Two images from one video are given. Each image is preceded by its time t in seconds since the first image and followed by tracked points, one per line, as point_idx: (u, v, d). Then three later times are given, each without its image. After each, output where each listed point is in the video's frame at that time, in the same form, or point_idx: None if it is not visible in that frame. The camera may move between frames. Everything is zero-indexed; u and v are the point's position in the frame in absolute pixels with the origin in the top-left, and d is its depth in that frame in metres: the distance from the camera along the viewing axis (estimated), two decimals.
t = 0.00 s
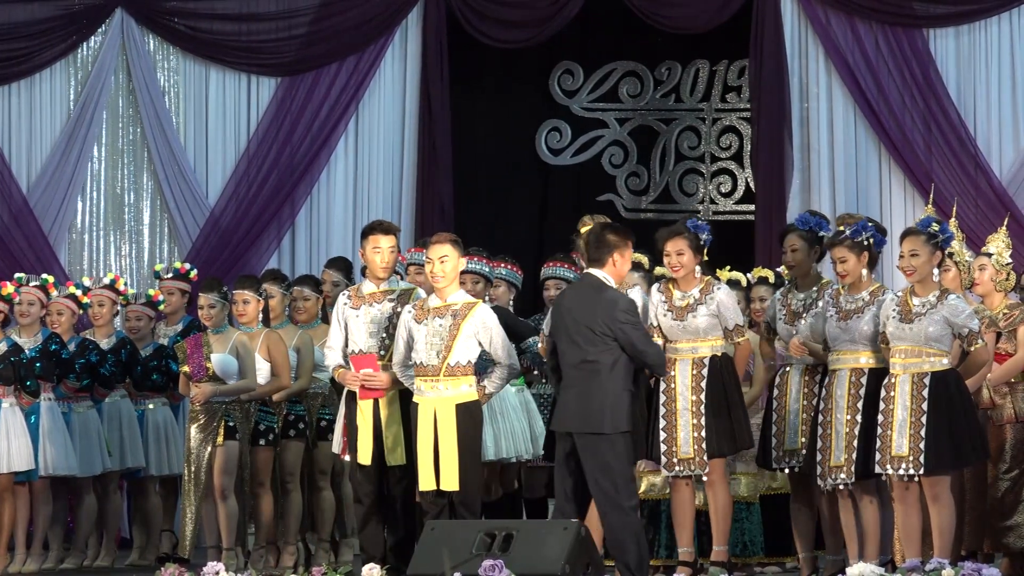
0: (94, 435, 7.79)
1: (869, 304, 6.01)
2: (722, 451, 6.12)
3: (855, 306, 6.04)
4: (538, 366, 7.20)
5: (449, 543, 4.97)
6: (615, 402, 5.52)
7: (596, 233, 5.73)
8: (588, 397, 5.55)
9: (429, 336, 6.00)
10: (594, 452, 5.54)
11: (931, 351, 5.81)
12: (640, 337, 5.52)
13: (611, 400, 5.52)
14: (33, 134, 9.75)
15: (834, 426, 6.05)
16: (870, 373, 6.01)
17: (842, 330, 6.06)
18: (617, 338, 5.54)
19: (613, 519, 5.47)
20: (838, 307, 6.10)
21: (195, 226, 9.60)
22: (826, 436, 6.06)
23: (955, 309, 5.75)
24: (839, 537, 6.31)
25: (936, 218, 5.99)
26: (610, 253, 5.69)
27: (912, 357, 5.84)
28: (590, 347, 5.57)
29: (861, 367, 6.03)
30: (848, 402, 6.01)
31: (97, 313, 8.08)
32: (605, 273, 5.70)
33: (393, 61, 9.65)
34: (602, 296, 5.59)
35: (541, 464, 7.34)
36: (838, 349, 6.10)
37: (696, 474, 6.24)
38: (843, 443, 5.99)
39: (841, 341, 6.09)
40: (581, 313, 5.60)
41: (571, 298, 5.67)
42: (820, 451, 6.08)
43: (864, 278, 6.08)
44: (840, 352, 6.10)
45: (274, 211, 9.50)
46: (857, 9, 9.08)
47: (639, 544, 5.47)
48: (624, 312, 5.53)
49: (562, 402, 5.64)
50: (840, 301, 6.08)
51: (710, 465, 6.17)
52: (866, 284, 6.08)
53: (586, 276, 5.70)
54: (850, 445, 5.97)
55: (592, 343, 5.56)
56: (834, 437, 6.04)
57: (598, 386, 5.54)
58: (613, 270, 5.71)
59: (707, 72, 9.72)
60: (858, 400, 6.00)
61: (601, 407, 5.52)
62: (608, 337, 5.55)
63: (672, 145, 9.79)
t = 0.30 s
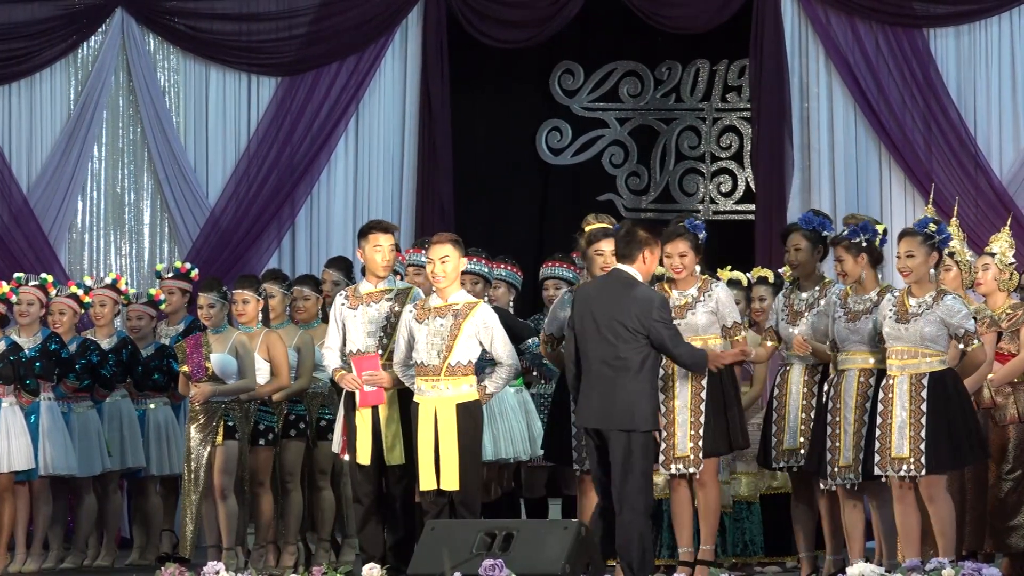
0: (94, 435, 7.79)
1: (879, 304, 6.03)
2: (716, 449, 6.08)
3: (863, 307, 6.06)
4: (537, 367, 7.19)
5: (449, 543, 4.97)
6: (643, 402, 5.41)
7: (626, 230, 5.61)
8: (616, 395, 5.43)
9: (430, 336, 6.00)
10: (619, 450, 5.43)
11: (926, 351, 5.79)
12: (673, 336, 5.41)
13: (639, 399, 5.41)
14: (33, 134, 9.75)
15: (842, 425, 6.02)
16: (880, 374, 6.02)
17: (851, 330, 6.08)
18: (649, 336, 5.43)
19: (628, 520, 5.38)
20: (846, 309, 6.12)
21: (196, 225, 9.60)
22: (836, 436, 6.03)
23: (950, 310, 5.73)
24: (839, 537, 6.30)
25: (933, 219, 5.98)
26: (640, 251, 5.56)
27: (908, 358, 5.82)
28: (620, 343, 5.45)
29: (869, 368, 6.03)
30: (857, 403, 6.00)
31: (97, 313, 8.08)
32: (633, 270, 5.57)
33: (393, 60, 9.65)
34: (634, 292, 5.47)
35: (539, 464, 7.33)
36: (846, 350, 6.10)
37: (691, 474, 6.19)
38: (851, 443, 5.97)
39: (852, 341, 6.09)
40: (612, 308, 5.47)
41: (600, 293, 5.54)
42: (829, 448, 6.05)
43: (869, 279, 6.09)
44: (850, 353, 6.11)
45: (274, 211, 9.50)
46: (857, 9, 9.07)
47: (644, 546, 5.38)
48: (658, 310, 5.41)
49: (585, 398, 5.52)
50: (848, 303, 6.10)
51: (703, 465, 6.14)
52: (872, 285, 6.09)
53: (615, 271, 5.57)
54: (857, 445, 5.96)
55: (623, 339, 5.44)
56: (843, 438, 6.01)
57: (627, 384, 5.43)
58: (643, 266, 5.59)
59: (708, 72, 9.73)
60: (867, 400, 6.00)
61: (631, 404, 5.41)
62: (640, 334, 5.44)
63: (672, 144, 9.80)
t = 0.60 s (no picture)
0: (94, 434, 7.78)
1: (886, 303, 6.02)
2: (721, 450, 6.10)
3: (870, 307, 6.04)
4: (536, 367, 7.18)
5: (448, 544, 4.96)
6: (662, 401, 5.37)
7: (636, 228, 5.55)
8: (633, 393, 5.38)
9: (430, 336, 5.99)
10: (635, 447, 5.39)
11: (932, 351, 5.77)
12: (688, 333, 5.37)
13: (658, 399, 5.37)
14: (33, 134, 9.75)
15: (854, 422, 6.02)
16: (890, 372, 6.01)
17: (858, 330, 6.06)
18: (668, 334, 5.39)
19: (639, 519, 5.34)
20: (853, 309, 6.09)
21: (195, 225, 9.60)
22: (847, 435, 6.03)
23: (956, 309, 5.70)
24: (839, 537, 6.29)
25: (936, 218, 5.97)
26: (650, 249, 5.50)
27: (912, 357, 5.81)
28: (638, 343, 5.40)
29: (879, 367, 6.01)
30: (869, 401, 6.00)
31: (98, 313, 8.07)
32: (646, 270, 5.51)
33: (393, 60, 9.65)
34: (651, 290, 5.42)
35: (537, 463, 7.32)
36: (855, 350, 6.08)
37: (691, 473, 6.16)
38: (867, 442, 5.99)
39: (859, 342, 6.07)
40: (629, 307, 5.42)
41: (615, 292, 5.48)
42: (841, 448, 6.04)
43: (875, 278, 6.08)
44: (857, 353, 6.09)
45: (274, 210, 9.50)
46: (857, 9, 9.07)
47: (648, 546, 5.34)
48: (677, 309, 5.37)
49: (601, 398, 5.45)
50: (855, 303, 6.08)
51: (708, 465, 6.15)
52: (878, 285, 6.08)
53: (630, 271, 5.51)
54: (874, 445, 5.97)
55: (641, 339, 5.39)
56: (856, 436, 6.00)
57: (645, 382, 5.38)
58: (655, 265, 5.52)
59: (708, 72, 9.73)
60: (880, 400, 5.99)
61: (649, 402, 5.37)
62: (657, 332, 5.39)
63: (672, 144, 9.80)
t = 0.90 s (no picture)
0: (94, 435, 7.77)
1: (889, 304, 6.01)
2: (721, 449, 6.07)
3: (874, 307, 6.04)
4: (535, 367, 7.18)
5: (449, 544, 4.97)
6: (671, 400, 5.37)
7: (642, 229, 5.59)
8: (641, 395, 5.39)
9: (430, 336, 6.00)
10: (646, 448, 5.39)
11: (942, 352, 5.77)
12: (694, 333, 5.37)
13: (666, 398, 5.37)
14: (33, 134, 9.75)
15: (856, 425, 6.02)
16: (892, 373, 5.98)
17: (862, 331, 6.05)
18: (672, 334, 5.39)
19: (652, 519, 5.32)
20: (857, 309, 6.09)
21: (195, 225, 9.60)
22: (848, 436, 6.03)
23: (964, 310, 5.71)
24: (839, 537, 6.29)
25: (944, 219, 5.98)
26: (654, 250, 5.54)
27: (921, 358, 5.81)
28: (643, 344, 5.40)
29: (882, 367, 6.00)
30: (871, 402, 5.99)
31: (98, 313, 8.07)
32: (651, 271, 5.54)
33: (393, 61, 9.65)
34: (654, 291, 5.43)
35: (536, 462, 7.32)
36: (857, 350, 6.07)
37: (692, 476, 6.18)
38: (868, 444, 5.99)
39: (862, 342, 6.06)
40: (632, 308, 5.43)
41: (619, 294, 5.49)
42: (843, 449, 6.05)
43: (881, 278, 6.07)
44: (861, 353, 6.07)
45: (274, 210, 9.50)
46: (857, 9, 9.07)
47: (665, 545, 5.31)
48: (679, 308, 5.38)
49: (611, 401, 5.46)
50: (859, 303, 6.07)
51: (710, 465, 6.13)
52: (884, 284, 6.08)
53: (634, 271, 5.53)
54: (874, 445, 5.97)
55: (646, 340, 5.39)
56: (856, 439, 6.02)
57: (652, 383, 5.39)
58: (660, 266, 5.55)
59: (708, 72, 9.73)
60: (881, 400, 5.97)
61: (656, 402, 5.37)
62: (662, 333, 5.39)
63: (672, 144, 9.80)
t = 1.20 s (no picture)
0: (94, 435, 7.77)
1: (892, 305, 6.00)
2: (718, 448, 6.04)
3: (877, 307, 6.03)
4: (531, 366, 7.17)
5: (449, 543, 4.96)
6: (674, 397, 5.37)
7: (643, 229, 5.61)
8: (643, 394, 5.40)
9: (430, 336, 6.00)
10: (650, 447, 5.40)
11: (948, 352, 5.78)
12: (693, 332, 5.35)
13: (668, 396, 5.38)
14: (33, 134, 9.74)
15: (856, 424, 6.01)
16: (893, 372, 5.97)
17: (864, 330, 6.05)
18: (672, 333, 5.40)
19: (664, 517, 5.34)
20: (861, 309, 6.08)
21: (195, 225, 9.60)
22: (847, 435, 6.03)
23: (970, 309, 5.71)
24: (838, 537, 6.29)
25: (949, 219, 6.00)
26: (657, 249, 5.56)
27: (927, 357, 5.81)
28: (644, 342, 5.42)
29: (883, 367, 5.99)
30: (870, 401, 5.98)
31: (97, 312, 8.07)
32: (654, 269, 5.56)
33: (393, 61, 9.65)
34: (655, 290, 5.46)
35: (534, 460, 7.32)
36: (860, 349, 6.07)
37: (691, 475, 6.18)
38: (866, 443, 5.98)
39: (864, 341, 6.05)
40: (633, 307, 5.46)
41: (623, 294, 5.53)
42: (843, 447, 6.05)
43: (887, 278, 6.07)
44: (863, 352, 6.06)
45: (274, 211, 9.50)
46: (857, 9, 9.08)
47: (690, 539, 5.34)
48: (676, 305, 5.39)
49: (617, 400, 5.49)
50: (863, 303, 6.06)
51: (707, 464, 6.11)
52: (889, 285, 6.07)
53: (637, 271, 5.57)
54: (874, 445, 5.96)
55: (646, 338, 5.42)
56: (856, 437, 6.01)
57: (653, 382, 5.40)
58: (664, 264, 5.57)
59: (708, 72, 9.73)
60: (880, 400, 5.96)
61: (657, 401, 5.38)
62: (662, 332, 5.41)
63: (672, 144, 9.80)
